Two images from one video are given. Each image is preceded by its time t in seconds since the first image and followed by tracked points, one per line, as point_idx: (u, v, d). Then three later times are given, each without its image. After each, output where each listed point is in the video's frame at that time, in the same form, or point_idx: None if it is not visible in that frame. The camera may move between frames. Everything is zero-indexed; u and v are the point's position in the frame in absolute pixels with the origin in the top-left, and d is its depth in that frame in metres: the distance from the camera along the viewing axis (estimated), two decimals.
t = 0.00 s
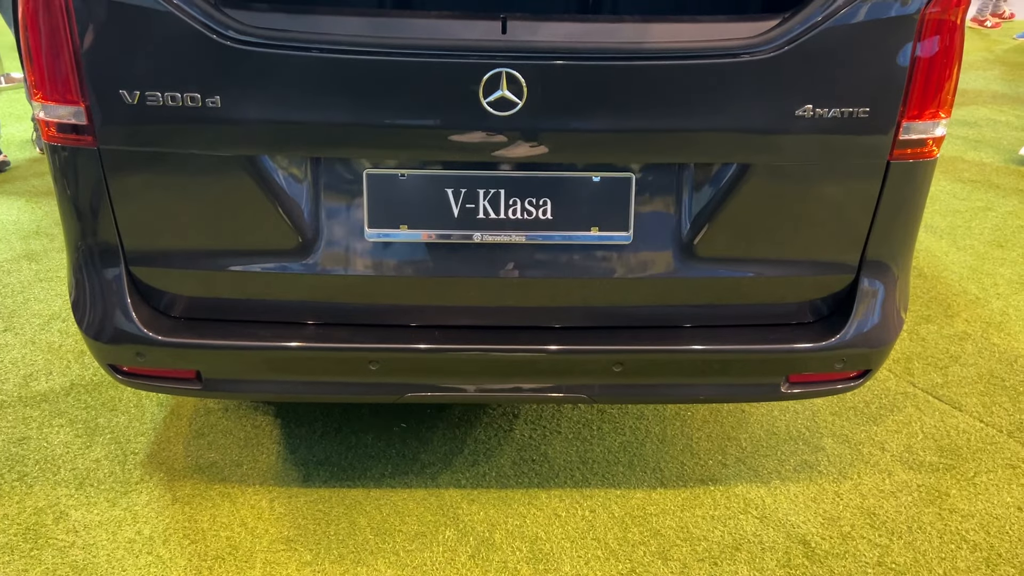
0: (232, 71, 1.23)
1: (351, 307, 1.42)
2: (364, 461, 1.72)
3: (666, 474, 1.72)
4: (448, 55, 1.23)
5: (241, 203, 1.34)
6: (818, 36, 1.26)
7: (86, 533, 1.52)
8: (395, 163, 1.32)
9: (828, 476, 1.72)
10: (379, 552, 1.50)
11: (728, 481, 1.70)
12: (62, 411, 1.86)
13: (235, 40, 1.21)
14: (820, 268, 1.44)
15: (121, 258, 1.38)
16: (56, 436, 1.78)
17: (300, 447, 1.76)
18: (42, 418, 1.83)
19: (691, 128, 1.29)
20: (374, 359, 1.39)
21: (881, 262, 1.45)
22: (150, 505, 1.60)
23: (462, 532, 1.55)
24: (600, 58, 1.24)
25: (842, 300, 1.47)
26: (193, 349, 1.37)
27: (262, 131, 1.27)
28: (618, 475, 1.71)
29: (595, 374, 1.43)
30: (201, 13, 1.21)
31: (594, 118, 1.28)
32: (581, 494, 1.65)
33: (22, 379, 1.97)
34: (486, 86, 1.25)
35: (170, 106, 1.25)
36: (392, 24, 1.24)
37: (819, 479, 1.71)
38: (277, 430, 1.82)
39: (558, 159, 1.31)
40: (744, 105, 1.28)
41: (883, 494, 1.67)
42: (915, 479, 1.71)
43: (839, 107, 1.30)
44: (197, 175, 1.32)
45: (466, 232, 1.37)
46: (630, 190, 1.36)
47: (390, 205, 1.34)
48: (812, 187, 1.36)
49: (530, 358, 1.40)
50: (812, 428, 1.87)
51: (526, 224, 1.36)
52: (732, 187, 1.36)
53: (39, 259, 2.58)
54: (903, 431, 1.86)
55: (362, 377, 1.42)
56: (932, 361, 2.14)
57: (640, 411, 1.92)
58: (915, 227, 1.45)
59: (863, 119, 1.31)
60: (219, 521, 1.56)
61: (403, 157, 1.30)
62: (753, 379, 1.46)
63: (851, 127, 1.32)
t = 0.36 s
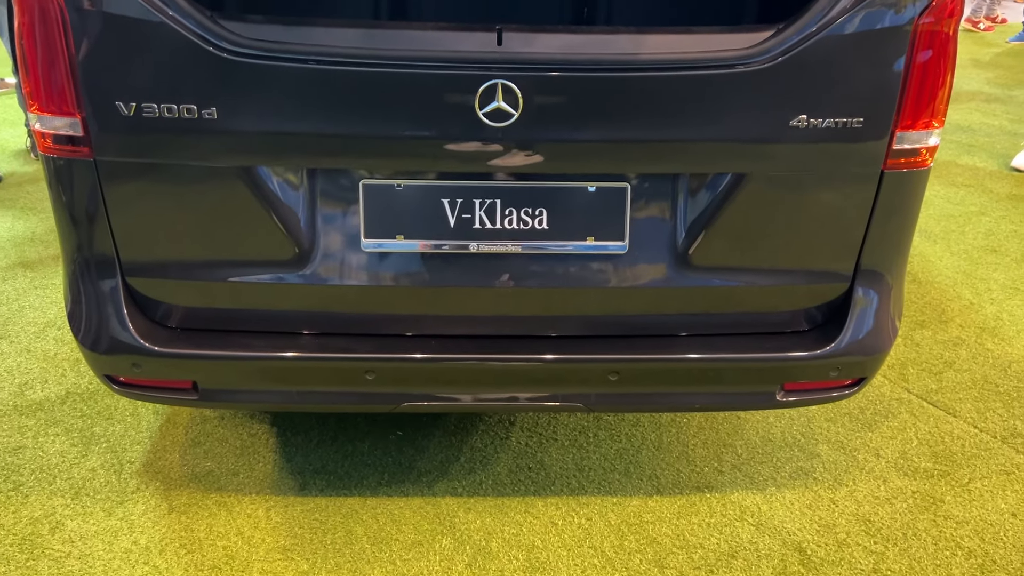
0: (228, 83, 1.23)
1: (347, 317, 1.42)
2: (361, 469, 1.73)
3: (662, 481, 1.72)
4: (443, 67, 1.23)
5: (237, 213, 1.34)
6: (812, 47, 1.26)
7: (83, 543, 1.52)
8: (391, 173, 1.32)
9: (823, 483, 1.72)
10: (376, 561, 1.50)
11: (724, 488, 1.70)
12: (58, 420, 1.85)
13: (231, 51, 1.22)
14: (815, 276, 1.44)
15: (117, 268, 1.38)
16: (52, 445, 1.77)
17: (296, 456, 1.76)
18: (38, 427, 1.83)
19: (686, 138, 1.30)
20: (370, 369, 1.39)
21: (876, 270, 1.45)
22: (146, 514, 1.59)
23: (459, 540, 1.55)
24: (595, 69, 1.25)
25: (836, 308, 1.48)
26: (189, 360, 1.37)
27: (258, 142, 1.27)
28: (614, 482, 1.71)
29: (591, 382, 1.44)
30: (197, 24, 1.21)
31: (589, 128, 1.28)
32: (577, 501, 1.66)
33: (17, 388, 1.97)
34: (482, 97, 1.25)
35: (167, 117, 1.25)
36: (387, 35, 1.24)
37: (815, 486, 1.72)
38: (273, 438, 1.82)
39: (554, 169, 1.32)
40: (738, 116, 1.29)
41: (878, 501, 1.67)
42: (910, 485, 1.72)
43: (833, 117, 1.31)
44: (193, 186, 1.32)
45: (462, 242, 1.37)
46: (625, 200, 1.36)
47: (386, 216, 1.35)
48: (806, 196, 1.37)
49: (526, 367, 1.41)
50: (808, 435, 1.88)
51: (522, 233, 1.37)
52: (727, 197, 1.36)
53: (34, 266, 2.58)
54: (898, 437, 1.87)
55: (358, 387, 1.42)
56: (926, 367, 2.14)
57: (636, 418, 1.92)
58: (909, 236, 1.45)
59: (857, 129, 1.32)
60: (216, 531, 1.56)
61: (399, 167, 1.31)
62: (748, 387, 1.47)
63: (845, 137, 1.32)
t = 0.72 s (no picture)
0: (224, 99, 1.24)
1: (343, 330, 1.42)
2: (357, 481, 1.73)
3: (658, 492, 1.72)
4: (438, 83, 1.24)
5: (233, 228, 1.34)
6: (804, 63, 1.27)
7: (79, 557, 1.52)
8: (387, 188, 1.32)
9: (818, 493, 1.73)
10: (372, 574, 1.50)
11: (719, 499, 1.71)
12: (54, 432, 1.85)
13: (227, 68, 1.22)
14: (809, 289, 1.45)
15: (114, 283, 1.38)
16: (48, 458, 1.77)
17: (292, 468, 1.76)
18: (34, 439, 1.83)
19: (680, 152, 1.31)
20: (366, 383, 1.39)
21: (869, 283, 1.46)
22: (142, 527, 1.60)
23: (455, 553, 1.55)
24: (589, 85, 1.26)
25: (831, 320, 1.48)
26: (185, 374, 1.38)
27: (254, 157, 1.28)
28: (610, 493, 1.72)
29: (586, 395, 1.44)
30: (193, 41, 1.22)
31: (584, 143, 1.29)
32: (573, 513, 1.66)
33: (13, 400, 1.97)
34: (477, 112, 1.26)
35: (163, 133, 1.26)
36: (383, 52, 1.25)
37: (810, 496, 1.72)
38: (269, 450, 1.82)
39: (549, 184, 1.32)
40: (732, 130, 1.29)
41: (873, 511, 1.68)
42: (905, 496, 1.72)
43: (826, 132, 1.32)
44: (189, 202, 1.32)
45: (458, 255, 1.37)
46: (620, 214, 1.37)
47: (382, 230, 1.35)
48: (800, 209, 1.38)
49: (521, 380, 1.41)
50: (803, 445, 1.88)
51: (518, 247, 1.37)
52: (721, 210, 1.37)
53: (30, 277, 2.58)
54: (893, 447, 1.87)
55: (355, 401, 1.42)
56: (921, 376, 2.15)
57: (632, 429, 1.93)
58: (902, 248, 1.46)
59: (849, 143, 1.33)
60: (212, 544, 1.56)
61: (394, 182, 1.31)
62: (743, 399, 1.47)
63: (838, 151, 1.33)
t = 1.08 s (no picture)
0: (221, 118, 1.24)
1: (339, 347, 1.43)
2: (353, 496, 1.73)
3: (654, 506, 1.73)
4: (434, 102, 1.25)
5: (229, 246, 1.35)
6: (798, 81, 1.28)
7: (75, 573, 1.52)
8: (383, 206, 1.33)
9: (814, 507, 1.73)
10: None
11: (715, 513, 1.71)
12: (50, 447, 1.85)
13: (224, 87, 1.23)
14: (803, 304, 1.46)
15: (110, 301, 1.39)
16: (44, 473, 1.77)
17: (289, 482, 1.77)
18: (30, 454, 1.83)
19: (674, 170, 1.31)
20: (363, 399, 1.39)
21: (864, 298, 1.47)
22: (139, 543, 1.59)
23: (451, 568, 1.55)
24: (584, 104, 1.27)
25: (825, 335, 1.49)
26: (182, 391, 1.38)
27: (251, 175, 1.28)
28: (606, 507, 1.72)
29: (583, 411, 1.45)
30: (190, 62, 1.22)
31: (579, 162, 1.30)
32: (570, 527, 1.66)
33: (10, 414, 1.97)
34: (473, 131, 1.26)
35: (160, 152, 1.27)
36: (378, 71, 1.26)
37: (806, 510, 1.73)
38: (266, 464, 1.82)
39: (544, 202, 1.33)
40: (726, 148, 1.30)
41: (869, 525, 1.68)
42: (900, 509, 1.73)
43: (819, 149, 1.33)
44: (186, 220, 1.33)
45: (454, 272, 1.38)
46: (615, 231, 1.37)
47: (378, 247, 1.36)
48: (794, 226, 1.38)
49: (518, 396, 1.41)
50: (799, 458, 1.89)
51: (513, 264, 1.38)
52: (715, 227, 1.38)
53: (26, 289, 2.58)
54: (888, 460, 1.88)
55: (351, 417, 1.43)
56: (916, 388, 2.16)
57: (628, 442, 1.93)
58: (896, 264, 1.47)
59: (843, 161, 1.34)
60: (209, 559, 1.56)
61: (391, 200, 1.32)
62: (739, 415, 1.48)
63: (831, 169, 1.34)
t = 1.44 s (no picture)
0: (220, 138, 1.25)
1: (337, 364, 1.43)
2: (351, 512, 1.73)
3: (652, 521, 1.73)
4: (432, 123, 1.26)
5: (228, 265, 1.35)
6: (792, 101, 1.29)
7: None
8: (381, 224, 1.34)
9: (811, 522, 1.74)
10: None
11: (712, 528, 1.72)
12: (48, 463, 1.85)
13: (223, 108, 1.24)
14: (799, 321, 1.46)
15: (110, 319, 1.39)
16: (42, 489, 1.77)
17: (287, 498, 1.77)
18: (28, 470, 1.82)
19: (671, 189, 1.32)
20: (361, 416, 1.40)
21: (860, 314, 1.48)
22: (137, 560, 1.59)
23: None
24: (580, 124, 1.28)
25: (821, 351, 1.50)
26: (181, 409, 1.38)
27: (249, 195, 1.29)
28: (604, 523, 1.72)
29: (581, 427, 1.45)
30: (189, 82, 1.23)
31: (577, 180, 1.31)
32: (568, 543, 1.67)
33: (8, 429, 1.97)
34: (470, 150, 1.27)
35: (159, 172, 1.27)
36: (377, 92, 1.27)
37: (803, 525, 1.73)
38: (264, 480, 1.82)
39: (541, 220, 1.34)
40: (721, 167, 1.31)
41: (866, 540, 1.69)
42: (897, 524, 1.73)
43: (814, 168, 1.34)
44: (184, 239, 1.33)
45: (452, 289, 1.39)
46: (612, 249, 1.38)
47: (377, 266, 1.36)
48: (789, 243, 1.39)
49: (515, 413, 1.42)
50: (796, 472, 1.89)
51: (511, 281, 1.39)
52: (711, 244, 1.38)
53: (24, 304, 2.58)
54: (885, 474, 1.88)
55: (349, 434, 1.43)
56: (913, 401, 2.16)
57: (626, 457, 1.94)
58: (891, 281, 1.48)
59: (838, 179, 1.35)
60: None
61: (389, 219, 1.33)
62: (736, 431, 1.48)
63: (827, 187, 1.35)
